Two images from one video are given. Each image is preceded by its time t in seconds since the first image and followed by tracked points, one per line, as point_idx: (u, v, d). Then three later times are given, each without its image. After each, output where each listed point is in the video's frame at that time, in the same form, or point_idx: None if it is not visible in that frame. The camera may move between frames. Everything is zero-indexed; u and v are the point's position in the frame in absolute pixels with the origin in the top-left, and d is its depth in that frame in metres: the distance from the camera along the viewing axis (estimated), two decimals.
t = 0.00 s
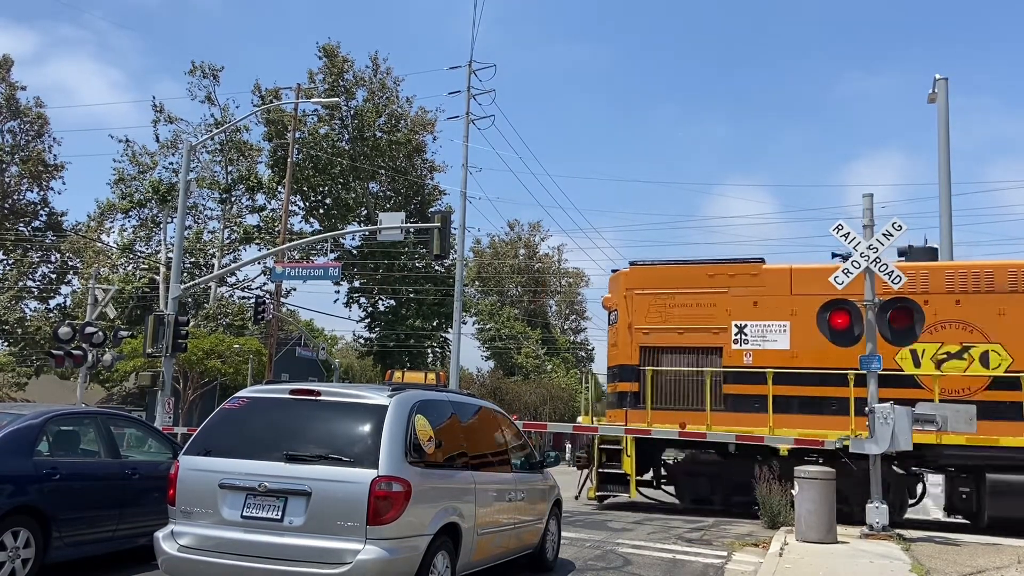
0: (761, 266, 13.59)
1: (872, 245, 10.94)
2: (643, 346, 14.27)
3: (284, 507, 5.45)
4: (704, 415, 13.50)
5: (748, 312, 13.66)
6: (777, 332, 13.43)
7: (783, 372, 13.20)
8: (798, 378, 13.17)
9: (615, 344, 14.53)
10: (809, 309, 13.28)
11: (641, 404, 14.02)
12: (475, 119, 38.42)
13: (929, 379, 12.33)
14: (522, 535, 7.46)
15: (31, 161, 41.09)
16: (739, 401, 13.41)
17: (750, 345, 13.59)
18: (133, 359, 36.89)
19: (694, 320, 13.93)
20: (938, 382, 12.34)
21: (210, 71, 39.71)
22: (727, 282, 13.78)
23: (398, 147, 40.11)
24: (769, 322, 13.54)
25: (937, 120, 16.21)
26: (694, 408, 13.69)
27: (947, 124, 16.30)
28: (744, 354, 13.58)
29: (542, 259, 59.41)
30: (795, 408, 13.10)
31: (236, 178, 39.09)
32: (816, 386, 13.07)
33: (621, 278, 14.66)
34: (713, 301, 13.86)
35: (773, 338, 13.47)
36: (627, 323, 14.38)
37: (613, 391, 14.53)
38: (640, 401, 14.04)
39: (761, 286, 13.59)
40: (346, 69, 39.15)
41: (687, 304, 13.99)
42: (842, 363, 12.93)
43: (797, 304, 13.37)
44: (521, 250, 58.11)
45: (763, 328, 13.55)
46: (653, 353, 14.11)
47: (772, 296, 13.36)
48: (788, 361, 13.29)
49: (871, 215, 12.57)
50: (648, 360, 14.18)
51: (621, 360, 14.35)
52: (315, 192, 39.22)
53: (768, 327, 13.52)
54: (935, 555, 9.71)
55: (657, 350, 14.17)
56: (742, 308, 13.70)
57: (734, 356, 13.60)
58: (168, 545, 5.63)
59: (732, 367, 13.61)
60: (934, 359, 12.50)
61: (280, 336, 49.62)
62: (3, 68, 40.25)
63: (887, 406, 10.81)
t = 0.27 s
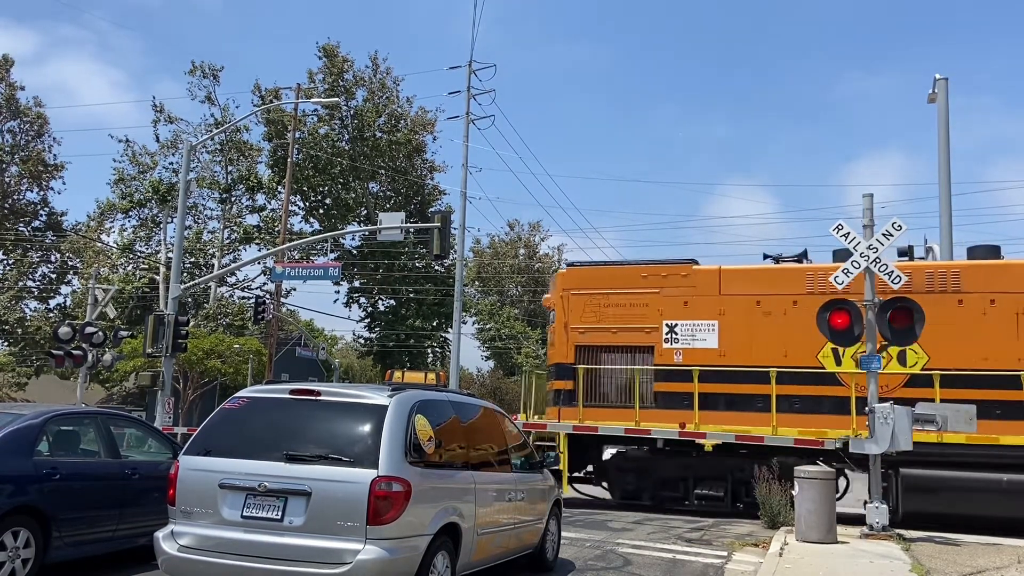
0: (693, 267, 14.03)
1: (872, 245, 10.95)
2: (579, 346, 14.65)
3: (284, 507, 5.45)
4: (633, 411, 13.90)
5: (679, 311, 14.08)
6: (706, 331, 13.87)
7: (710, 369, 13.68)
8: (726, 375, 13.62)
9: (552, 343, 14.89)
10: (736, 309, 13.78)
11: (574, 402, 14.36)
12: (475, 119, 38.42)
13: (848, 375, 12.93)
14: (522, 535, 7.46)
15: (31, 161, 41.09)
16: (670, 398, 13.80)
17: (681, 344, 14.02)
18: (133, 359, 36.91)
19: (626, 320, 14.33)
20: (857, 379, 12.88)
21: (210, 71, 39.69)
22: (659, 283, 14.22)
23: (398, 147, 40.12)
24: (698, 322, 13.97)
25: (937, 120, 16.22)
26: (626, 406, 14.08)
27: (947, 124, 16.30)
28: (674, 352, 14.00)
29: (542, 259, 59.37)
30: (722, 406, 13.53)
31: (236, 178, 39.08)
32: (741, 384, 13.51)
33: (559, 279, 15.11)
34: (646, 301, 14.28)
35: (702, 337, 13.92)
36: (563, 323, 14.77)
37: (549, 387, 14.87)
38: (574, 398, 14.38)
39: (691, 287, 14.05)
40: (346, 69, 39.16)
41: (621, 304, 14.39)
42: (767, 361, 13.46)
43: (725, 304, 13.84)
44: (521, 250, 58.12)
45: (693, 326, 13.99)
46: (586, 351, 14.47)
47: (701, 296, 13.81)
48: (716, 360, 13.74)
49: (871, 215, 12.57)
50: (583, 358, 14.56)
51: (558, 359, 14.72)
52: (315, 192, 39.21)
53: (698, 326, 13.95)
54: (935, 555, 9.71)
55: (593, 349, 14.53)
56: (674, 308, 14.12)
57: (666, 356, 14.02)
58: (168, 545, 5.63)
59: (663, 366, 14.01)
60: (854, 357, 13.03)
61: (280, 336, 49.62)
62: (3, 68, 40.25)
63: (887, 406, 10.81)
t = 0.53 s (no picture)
0: (627, 268, 14.28)
1: (872, 245, 10.95)
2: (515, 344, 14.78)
3: (284, 507, 5.45)
4: (565, 409, 14.04)
5: (614, 311, 14.27)
6: (638, 330, 14.05)
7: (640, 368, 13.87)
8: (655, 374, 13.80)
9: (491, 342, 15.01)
10: (667, 309, 14.00)
11: (509, 401, 14.44)
12: (475, 119, 38.42)
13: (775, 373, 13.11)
14: (522, 535, 7.46)
15: (31, 161, 41.10)
16: (602, 396, 13.96)
17: (615, 343, 14.18)
18: (133, 359, 36.91)
19: (562, 320, 14.49)
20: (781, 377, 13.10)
21: (210, 71, 39.68)
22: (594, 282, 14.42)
23: (399, 147, 40.15)
24: (631, 321, 14.16)
25: (937, 120, 16.22)
26: (558, 403, 14.21)
27: (947, 124, 16.30)
28: (608, 351, 14.16)
29: (541, 258, 59.40)
30: (653, 404, 13.68)
31: (236, 178, 39.08)
32: (670, 382, 13.69)
33: (498, 280, 15.25)
34: (581, 302, 14.47)
35: (636, 336, 14.10)
36: (501, 323, 14.94)
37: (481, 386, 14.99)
38: (510, 396, 14.44)
39: (625, 287, 14.28)
40: (346, 69, 39.17)
41: (557, 304, 14.54)
42: (696, 359, 13.67)
43: (657, 304, 14.06)
44: (521, 249, 58.14)
45: (627, 326, 14.17)
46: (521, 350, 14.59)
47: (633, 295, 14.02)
48: (649, 359, 13.93)
49: (871, 215, 12.58)
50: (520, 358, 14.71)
51: (495, 359, 14.81)
52: (315, 192, 39.20)
53: (630, 326, 14.14)
54: (935, 555, 9.71)
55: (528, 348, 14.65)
56: (608, 308, 14.32)
57: (600, 354, 14.18)
58: (168, 545, 5.63)
59: (597, 365, 14.17)
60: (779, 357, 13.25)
61: (281, 336, 49.64)
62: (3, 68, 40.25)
63: (887, 406, 10.80)
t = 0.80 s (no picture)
0: (564, 269, 14.66)
1: (872, 245, 10.95)
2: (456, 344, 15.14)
3: (284, 507, 5.45)
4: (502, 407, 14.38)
5: (550, 311, 14.63)
6: (573, 330, 14.41)
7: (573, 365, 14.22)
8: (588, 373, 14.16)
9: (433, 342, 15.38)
10: (601, 309, 14.38)
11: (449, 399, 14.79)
12: (475, 119, 38.45)
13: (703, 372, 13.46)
14: (522, 535, 7.46)
15: (31, 160, 41.10)
16: (537, 394, 14.27)
17: (551, 343, 14.53)
18: (133, 359, 36.91)
19: (500, 320, 14.84)
20: (707, 374, 13.47)
21: (210, 70, 39.66)
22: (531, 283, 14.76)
23: (398, 146, 40.17)
24: (566, 321, 14.53)
25: (937, 120, 16.23)
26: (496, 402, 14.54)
27: (947, 124, 16.30)
28: (545, 351, 14.52)
29: (541, 258, 59.44)
30: (586, 401, 14.00)
31: (235, 177, 39.09)
32: (602, 380, 14.03)
33: (440, 280, 15.61)
34: (519, 302, 14.82)
35: (571, 335, 14.45)
36: (443, 323, 15.28)
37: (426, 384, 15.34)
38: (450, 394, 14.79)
39: (561, 287, 14.65)
40: (346, 69, 39.18)
41: (496, 304, 14.90)
42: (629, 358, 14.03)
43: (593, 304, 14.43)
44: (521, 249, 58.18)
45: (563, 326, 14.53)
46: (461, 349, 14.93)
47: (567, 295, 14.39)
48: (583, 357, 14.29)
49: (871, 214, 12.57)
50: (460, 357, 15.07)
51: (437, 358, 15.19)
52: (315, 192, 39.19)
53: (566, 325, 14.51)
54: (935, 554, 9.71)
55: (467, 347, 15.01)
56: (545, 308, 14.67)
57: (537, 353, 14.53)
58: (168, 544, 5.63)
59: (534, 363, 14.52)
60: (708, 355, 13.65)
61: (281, 336, 49.65)
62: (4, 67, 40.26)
63: (887, 406, 10.80)
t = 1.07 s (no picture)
0: (501, 270, 15.10)
1: (872, 245, 10.95)
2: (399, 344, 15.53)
3: (284, 507, 5.45)
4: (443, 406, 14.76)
5: (490, 312, 15.05)
6: (511, 330, 14.82)
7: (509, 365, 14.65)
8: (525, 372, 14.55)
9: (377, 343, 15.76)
10: (538, 309, 14.80)
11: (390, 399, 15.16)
12: (474, 119, 38.48)
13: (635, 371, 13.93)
14: (522, 535, 7.46)
15: (31, 161, 41.10)
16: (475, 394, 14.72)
17: (490, 342, 14.95)
18: (133, 359, 36.91)
19: (441, 320, 15.25)
20: (638, 373, 13.93)
21: (210, 70, 39.64)
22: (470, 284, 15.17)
23: (398, 146, 40.20)
24: (504, 321, 14.93)
25: (937, 120, 16.24)
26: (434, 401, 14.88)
27: (947, 124, 16.30)
28: (484, 350, 14.93)
29: (541, 258, 59.44)
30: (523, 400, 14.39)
31: (235, 177, 39.09)
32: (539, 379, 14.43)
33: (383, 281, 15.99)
34: (459, 303, 15.23)
35: (509, 335, 14.87)
36: (386, 323, 15.64)
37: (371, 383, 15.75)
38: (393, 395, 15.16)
39: (500, 288, 15.07)
40: (345, 69, 39.18)
41: (436, 305, 15.30)
42: (564, 358, 14.46)
43: (530, 304, 14.86)
44: (521, 249, 58.21)
45: (501, 326, 14.94)
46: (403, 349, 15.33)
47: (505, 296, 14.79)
48: (521, 357, 14.72)
49: (871, 214, 12.58)
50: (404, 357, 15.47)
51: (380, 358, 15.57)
52: (315, 192, 39.16)
53: (504, 326, 14.91)
54: (935, 555, 9.71)
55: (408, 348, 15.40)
56: (484, 308, 15.09)
57: (476, 353, 14.95)
58: (168, 544, 5.63)
59: (473, 363, 14.94)
60: (640, 354, 14.11)
61: (281, 336, 49.65)
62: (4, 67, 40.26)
63: (887, 406, 10.81)
